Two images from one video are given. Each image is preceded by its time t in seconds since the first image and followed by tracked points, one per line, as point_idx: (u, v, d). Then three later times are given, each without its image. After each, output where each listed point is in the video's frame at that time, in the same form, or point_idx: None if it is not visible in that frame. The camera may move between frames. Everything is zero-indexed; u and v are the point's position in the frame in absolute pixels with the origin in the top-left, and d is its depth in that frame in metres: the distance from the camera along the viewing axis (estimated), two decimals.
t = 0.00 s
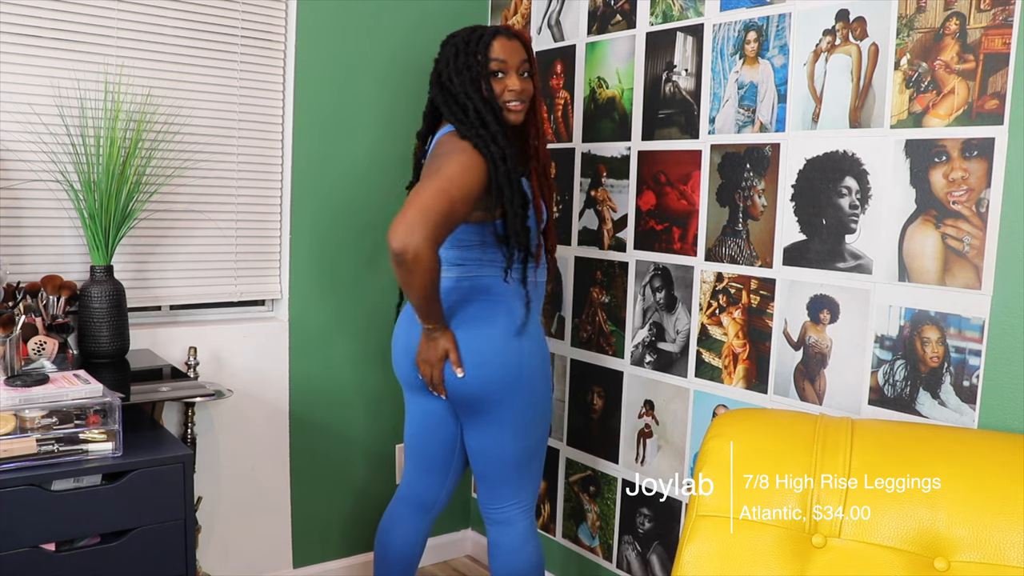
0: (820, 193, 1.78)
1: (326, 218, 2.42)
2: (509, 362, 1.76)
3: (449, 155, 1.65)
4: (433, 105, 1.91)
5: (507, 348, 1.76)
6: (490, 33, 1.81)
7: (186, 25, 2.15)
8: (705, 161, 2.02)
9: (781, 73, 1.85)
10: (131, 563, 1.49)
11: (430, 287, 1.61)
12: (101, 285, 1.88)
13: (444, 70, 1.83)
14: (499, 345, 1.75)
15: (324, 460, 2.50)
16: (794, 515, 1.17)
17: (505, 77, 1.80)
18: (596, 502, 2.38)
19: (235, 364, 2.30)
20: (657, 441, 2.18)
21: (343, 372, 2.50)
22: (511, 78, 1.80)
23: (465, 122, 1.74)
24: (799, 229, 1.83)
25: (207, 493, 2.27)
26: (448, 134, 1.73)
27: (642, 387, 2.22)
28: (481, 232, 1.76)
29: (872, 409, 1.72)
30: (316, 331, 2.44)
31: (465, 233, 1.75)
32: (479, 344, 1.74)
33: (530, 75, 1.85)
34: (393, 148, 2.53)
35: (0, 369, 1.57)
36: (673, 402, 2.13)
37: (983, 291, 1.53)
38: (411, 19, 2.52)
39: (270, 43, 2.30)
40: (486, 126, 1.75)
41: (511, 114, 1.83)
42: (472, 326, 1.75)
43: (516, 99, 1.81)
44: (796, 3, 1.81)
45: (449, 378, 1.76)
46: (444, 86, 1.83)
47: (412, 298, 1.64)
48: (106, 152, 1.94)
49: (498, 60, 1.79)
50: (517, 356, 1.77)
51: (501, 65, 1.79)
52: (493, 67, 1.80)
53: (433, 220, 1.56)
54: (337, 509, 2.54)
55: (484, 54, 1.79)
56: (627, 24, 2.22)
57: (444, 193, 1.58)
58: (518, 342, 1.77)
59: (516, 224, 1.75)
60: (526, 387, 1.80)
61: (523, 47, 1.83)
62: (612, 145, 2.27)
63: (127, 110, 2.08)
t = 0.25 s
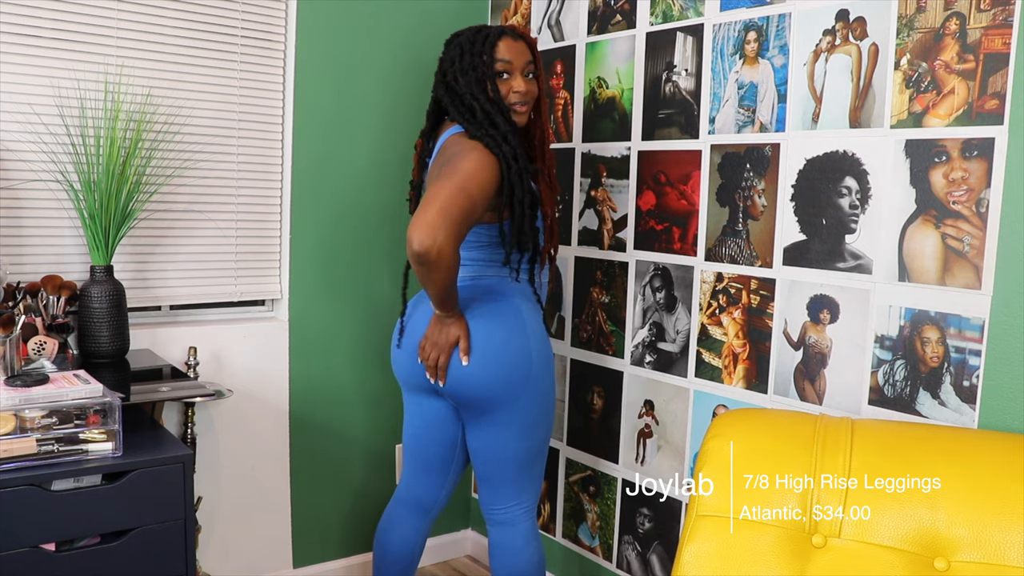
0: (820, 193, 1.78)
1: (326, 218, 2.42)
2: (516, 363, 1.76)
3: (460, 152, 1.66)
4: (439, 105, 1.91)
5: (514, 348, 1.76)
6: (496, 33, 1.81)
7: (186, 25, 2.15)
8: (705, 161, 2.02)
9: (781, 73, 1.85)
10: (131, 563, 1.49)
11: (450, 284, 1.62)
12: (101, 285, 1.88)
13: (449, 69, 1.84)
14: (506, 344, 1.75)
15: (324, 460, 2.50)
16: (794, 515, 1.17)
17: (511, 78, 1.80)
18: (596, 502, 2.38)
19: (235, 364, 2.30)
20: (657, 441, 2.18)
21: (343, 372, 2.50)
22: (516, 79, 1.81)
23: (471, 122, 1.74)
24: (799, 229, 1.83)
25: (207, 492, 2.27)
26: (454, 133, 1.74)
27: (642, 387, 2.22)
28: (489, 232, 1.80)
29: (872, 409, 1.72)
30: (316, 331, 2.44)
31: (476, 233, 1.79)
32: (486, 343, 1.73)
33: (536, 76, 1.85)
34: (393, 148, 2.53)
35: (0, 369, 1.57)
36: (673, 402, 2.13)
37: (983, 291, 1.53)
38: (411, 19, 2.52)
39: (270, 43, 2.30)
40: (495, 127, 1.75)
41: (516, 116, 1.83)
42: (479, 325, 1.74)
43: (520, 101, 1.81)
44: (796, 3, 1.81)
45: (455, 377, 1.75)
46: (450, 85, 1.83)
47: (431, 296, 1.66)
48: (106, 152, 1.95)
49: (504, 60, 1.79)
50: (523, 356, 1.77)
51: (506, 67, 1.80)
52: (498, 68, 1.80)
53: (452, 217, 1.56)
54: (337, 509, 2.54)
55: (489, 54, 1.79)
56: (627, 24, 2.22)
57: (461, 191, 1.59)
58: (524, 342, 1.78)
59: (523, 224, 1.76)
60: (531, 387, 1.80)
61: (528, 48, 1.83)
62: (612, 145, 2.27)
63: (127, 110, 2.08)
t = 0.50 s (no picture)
0: (820, 193, 1.78)
1: (326, 218, 2.42)
2: (520, 363, 1.76)
3: (460, 151, 1.66)
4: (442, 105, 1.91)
5: (517, 349, 1.75)
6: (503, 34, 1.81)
7: (186, 25, 2.15)
8: (705, 161, 2.02)
9: (781, 73, 1.85)
10: (131, 563, 1.49)
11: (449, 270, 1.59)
12: (101, 285, 1.88)
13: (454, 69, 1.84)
14: (510, 345, 1.75)
15: (324, 460, 2.50)
16: (794, 515, 1.17)
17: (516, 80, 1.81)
18: (596, 502, 2.38)
19: (235, 364, 2.30)
20: (657, 441, 2.18)
21: (343, 372, 2.50)
22: (521, 80, 1.81)
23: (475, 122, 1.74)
24: (799, 229, 1.83)
25: (207, 492, 2.27)
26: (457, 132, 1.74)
27: (642, 387, 2.22)
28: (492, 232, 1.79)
29: (872, 409, 1.72)
30: (316, 331, 2.44)
31: (476, 233, 1.78)
32: (491, 344, 1.73)
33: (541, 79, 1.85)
34: (394, 148, 2.53)
35: (0, 369, 1.57)
36: (673, 402, 2.13)
37: (983, 291, 1.53)
38: (411, 19, 2.52)
39: (270, 43, 2.30)
40: (498, 128, 1.75)
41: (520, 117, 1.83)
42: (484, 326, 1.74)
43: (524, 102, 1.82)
44: (796, 3, 1.81)
45: (459, 378, 1.75)
46: (453, 85, 1.83)
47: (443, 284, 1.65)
48: (106, 152, 1.95)
49: (509, 62, 1.80)
50: (526, 357, 1.77)
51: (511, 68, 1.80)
52: (503, 69, 1.80)
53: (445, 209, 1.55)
54: (337, 509, 2.54)
55: (494, 55, 1.79)
56: (627, 24, 2.22)
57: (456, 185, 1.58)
58: (527, 343, 1.78)
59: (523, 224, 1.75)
60: (535, 387, 1.81)
61: (533, 49, 1.83)
62: (612, 145, 2.27)
63: (127, 110, 2.08)
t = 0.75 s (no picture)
0: (820, 193, 1.78)
1: (326, 218, 2.42)
2: (520, 364, 1.76)
3: (463, 156, 1.68)
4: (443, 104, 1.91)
5: (517, 350, 1.75)
6: (504, 33, 1.81)
7: (186, 25, 2.15)
8: (705, 161, 2.02)
9: (781, 72, 1.85)
10: (131, 563, 1.49)
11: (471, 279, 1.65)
12: (101, 285, 1.88)
13: (455, 68, 1.83)
14: (510, 346, 1.74)
15: (324, 460, 2.50)
16: (794, 514, 1.17)
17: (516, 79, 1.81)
18: (596, 502, 2.38)
19: (235, 364, 2.30)
20: (657, 441, 2.18)
21: (343, 372, 2.50)
22: (522, 80, 1.81)
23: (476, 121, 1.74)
24: (799, 229, 1.83)
25: (207, 492, 2.27)
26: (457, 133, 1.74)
27: (642, 387, 2.22)
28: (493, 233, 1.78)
29: (872, 409, 1.72)
30: (316, 331, 2.44)
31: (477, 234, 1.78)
32: (490, 345, 1.73)
33: (541, 78, 1.85)
34: (394, 148, 2.53)
35: (0, 369, 1.57)
36: (673, 402, 2.13)
37: (983, 291, 1.53)
38: (411, 19, 2.52)
39: (270, 43, 2.29)
40: (494, 128, 1.75)
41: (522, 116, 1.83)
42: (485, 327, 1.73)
43: (525, 101, 1.81)
44: (796, 3, 1.81)
45: (459, 379, 1.75)
46: (454, 84, 1.83)
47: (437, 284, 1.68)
48: (106, 152, 1.94)
49: (510, 61, 1.79)
50: (525, 358, 1.77)
51: (512, 67, 1.80)
52: (504, 68, 1.80)
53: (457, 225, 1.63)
54: (337, 509, 2.54)
55: (495, 54, 1.79)
56: (627, 24, 2.22)
57: (465, 195, 1.63)
58: (525, 344, 1.77)
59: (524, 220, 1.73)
60: (534, 388, 1.80)
61: (535, 49, 1.83)
62: (612, 145, 2.27)
63: (127, 110, 2.08)
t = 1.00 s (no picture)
0: (820, 193, 1.78)
1: (326, 218, 2.42)
2: (523, 363, 1.76)
3: (467, 158, 1.68)
4: (444, 108, 1.91)
5: (520, 350, 1.75)
6: (501, 33, 1.81)
7: (186, 25, 2.15)
8: (705, 161, 2.02)
9: (781, 73, 1.85)
10: (131, 563, 1.49)
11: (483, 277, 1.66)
12: (101, 285, 1.88)
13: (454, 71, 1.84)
14: (514, 345, 1.75)
15: (324, 460, 2.50)
16: (794, 514, 1.17)
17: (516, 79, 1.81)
18: (596, 502, 2.38)
19: (235, 364, 2.30)
20: (657, 441, 2.18)
21: (343, 372, 2.50)
22: (522, 79, 1.81)
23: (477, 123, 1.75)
24: (799, 229, 1.83)
25: (207, 492, 2.27)
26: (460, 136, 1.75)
27: (642, 387, 2.22)
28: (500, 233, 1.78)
29: (872, 409, 1.72)
30: (316, 332, 2.44)
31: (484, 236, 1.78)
32: (494, 345, 1.73)
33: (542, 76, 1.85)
34: (394, 148, 2.53)
35: (0, 369, 1.57)
36: (673, 402, 2.13)
37: (983, 291, 1.53)
38: (411, 19, 2.52)
39: (270, 44, 2.29)
40: (498, 129, 1.75)
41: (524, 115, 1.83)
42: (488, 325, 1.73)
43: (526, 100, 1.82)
44: (796, 3, 1.81)
45: (462, 379, 1.75)
46: (453, 87, 1.84)
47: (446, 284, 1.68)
48: (106, 152, 1.94)
49: (509, 62, 1.80)
50: (529, 359, 1.77)
51: (512, 67, 1.80)
52: (503, 69, 1.80)
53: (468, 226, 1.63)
54: (337, 509, 2.54)
55: (494, 54, 1.79)
56: (627, 24, 2.22)
57: (472, 196, 1.64)
58: (529, 344, 1.77)
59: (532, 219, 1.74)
60: (538, 389, 1.80)
61: (532, 47, 1.83)
62: (612, 145, 2.27)
63: (127, 110, 2.08)
